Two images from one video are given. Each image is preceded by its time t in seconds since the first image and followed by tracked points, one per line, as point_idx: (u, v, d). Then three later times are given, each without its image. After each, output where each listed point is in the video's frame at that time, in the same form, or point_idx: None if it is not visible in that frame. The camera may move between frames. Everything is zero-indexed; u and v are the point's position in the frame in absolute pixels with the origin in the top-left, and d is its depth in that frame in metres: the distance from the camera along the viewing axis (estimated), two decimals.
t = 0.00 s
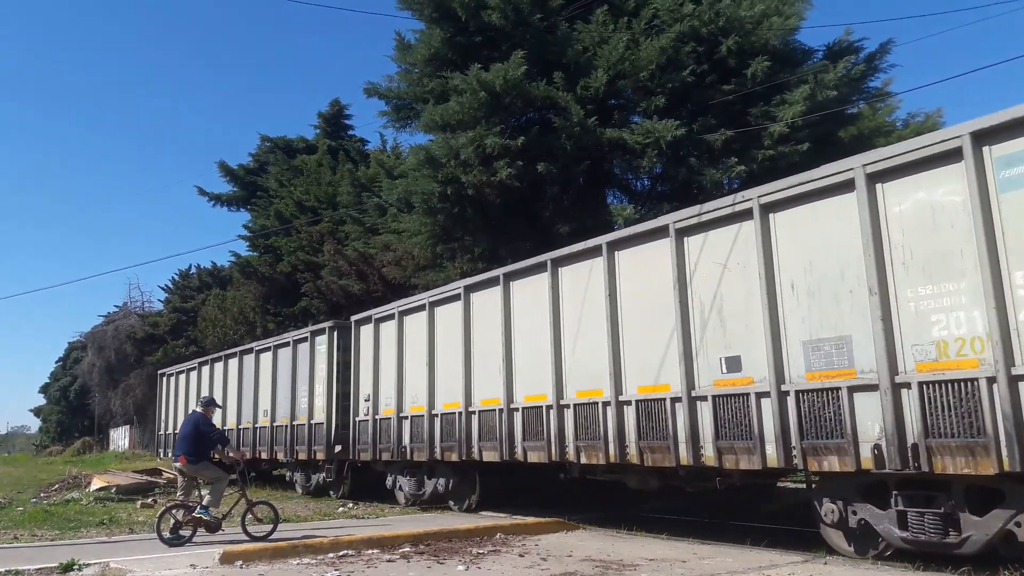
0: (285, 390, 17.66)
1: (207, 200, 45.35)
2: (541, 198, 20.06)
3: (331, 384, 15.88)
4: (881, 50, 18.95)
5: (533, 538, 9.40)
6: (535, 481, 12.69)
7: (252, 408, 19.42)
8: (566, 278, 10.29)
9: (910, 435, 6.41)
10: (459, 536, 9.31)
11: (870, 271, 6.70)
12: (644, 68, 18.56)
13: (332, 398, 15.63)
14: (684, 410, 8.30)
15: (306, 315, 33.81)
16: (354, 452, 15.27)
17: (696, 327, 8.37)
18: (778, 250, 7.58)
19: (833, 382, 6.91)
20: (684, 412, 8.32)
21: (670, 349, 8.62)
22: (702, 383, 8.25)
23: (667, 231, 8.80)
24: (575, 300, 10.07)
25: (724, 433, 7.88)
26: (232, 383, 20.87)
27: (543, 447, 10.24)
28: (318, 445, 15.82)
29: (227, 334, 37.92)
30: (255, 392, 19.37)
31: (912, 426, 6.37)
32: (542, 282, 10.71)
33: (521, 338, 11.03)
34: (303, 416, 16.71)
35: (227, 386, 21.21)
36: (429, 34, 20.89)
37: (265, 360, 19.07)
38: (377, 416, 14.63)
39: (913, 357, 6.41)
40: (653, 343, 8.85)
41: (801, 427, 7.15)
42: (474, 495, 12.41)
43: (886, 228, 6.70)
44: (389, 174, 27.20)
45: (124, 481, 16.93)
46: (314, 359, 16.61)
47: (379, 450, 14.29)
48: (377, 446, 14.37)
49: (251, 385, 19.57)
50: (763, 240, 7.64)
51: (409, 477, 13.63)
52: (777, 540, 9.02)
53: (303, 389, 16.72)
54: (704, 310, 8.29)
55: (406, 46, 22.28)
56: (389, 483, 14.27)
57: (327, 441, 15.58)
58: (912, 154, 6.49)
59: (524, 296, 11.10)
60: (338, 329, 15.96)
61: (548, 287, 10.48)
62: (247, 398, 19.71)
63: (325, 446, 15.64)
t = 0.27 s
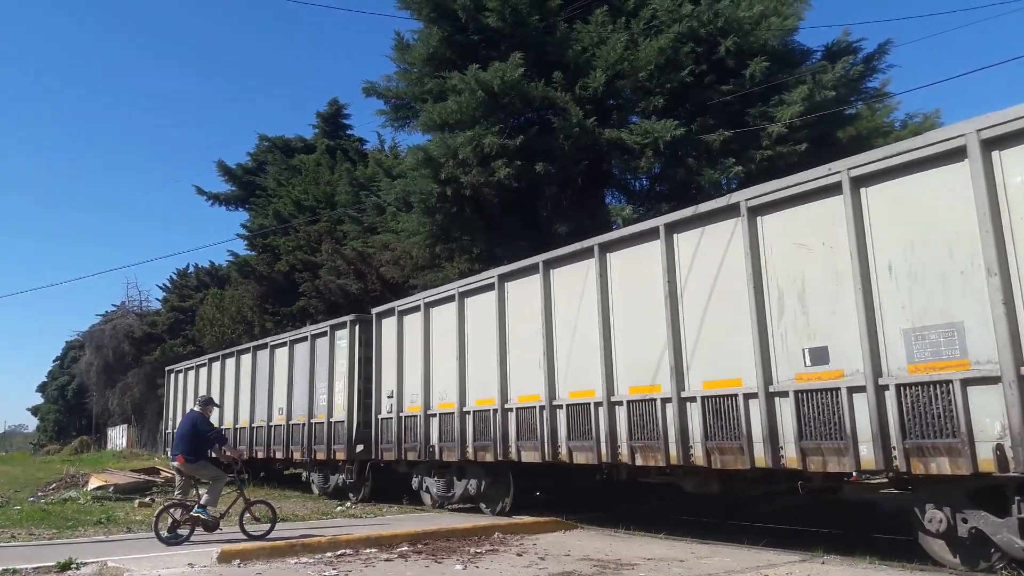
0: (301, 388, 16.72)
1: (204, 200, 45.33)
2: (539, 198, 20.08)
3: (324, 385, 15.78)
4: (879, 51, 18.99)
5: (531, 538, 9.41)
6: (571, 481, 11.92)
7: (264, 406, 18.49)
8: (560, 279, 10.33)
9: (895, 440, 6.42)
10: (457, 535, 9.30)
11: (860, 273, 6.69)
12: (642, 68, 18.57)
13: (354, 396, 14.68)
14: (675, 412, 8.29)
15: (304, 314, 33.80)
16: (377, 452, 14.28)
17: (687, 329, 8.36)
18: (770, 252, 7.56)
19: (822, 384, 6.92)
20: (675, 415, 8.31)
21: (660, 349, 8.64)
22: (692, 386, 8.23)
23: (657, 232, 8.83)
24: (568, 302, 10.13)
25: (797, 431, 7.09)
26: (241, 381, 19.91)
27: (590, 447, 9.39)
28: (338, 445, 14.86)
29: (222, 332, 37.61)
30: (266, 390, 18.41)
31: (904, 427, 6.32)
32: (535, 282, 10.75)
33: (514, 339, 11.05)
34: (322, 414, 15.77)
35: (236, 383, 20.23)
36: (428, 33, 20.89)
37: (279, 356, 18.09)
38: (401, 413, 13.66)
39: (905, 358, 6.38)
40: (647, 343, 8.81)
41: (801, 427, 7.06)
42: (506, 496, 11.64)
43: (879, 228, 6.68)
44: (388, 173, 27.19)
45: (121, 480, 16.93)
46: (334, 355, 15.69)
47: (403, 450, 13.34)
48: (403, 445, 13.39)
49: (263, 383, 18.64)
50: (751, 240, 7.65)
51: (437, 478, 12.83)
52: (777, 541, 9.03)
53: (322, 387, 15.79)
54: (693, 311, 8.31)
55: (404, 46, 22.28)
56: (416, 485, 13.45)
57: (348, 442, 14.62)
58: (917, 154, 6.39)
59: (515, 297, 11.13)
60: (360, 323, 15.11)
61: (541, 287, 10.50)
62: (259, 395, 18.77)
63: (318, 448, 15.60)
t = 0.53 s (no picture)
0: (321, 385, 15.91)
1: (204, 198, 45.30)
2: (538, 197, 20.09)
3: (322, 385, 15.86)
4: (878, 50, 18.99)
5: (530, 536, 9.42)
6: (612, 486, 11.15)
7: (280, 403, 17.71)
8: (557, 280, 10.38)
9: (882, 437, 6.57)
10: (456, 535, 9.31)
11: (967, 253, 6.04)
12: (642, 67, 18.57)
13: (379, 392, 13.92)
14: (667, 409, 8.44)
15: (303, 313, 33.77)
16: (405, 451, 13.52)
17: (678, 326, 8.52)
18: (781, 245, 7.51)
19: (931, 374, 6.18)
20: (671, 413, 8.43)
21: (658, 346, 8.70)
22: (683, 384, 8.40)
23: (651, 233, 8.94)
24: (566, 303, 10.15)
25: (901, 428, 6.35)
26: (254, 377, 19.14)
27: (652, 448, 8.61)
28: (363, 443, 14.08)
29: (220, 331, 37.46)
30: (281, 387, 17.62)
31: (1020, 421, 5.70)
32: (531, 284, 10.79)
33: (515, 339, 11.00)
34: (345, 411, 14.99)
35: (250, 379, 19.46)
36: (427, 31, 20.87)
37: (297, 350, 17.32)
38: (431, 410, 12.80)
39: (891, 357, 6.52)
40: (641, 341, 8.96)
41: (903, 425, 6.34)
42: (547, 500, 10.80)
43: (994, 200, 5.98)
44: (387, 172, 27.17)
45: (121, 479, 16.92)
46: (357, 349, 14.92)
47: (434, 448, 12.54)
48: (433, 443, 12.58)
49: (279, 378, 17.87)
50: (841, 218, 6.91)
51: (471, 479, 12.00)
52: (773, 540, 8.97)
53: (345, 381, 15.02)
54: (693, 308, 8.34)
55: (403, 44, 22.26)
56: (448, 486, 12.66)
57: (374, 440, 13.83)
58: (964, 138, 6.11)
59: (512, 299, 11.21)
60: (384, 316, 14.32)
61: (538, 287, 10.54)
62: (275, 392, 17.97)
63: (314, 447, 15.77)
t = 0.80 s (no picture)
0: (343, 382, 15.03)
1: (204, 199, 45.31)
2: (537, 198, 20.11)
3: (321, 385, 15.84)
4: (878, 51, 19.01)
5: (530, 537, 9.43)
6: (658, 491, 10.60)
7: (297, 402, 16.81)
8: (551, 285, 10.50)
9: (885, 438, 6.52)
10: (456, 535, 9.32)
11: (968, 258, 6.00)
12: (641, 68, 18.60)
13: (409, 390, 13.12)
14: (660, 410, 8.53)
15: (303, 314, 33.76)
16: (436, 452, 12.67)
17: (633, 333, 9.13)
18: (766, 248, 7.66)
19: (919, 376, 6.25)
20: (661, 415, 8.55)
21: (629, 351, 9.12)
22: (609, 392, 9.35)
23: (643, 236, 9.05)
24: (560, 306, 10.28)
25: (890, 429, 6.38)
26: (267, 374, 18.24)
27: (724, 449, 7.76)
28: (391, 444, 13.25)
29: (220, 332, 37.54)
30: (299, 385, 16.73)
31: (1012, 423, 5.73)
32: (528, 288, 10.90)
33: (514, 343, 11.08)
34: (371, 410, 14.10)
35: (261, 377, 18.60)
36: (427, 32, 20.89)
37: (316, 347, 16.42)
38: (464, 409, 12.03)
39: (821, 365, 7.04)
40: (629, 340, 9.12)
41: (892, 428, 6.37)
42: (595, 506, 10.05)
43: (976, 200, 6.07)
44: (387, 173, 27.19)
45: (121, 479, 16.92)
46: (383, 344, 14.05)
47: (468, 449, 11.72)
48: (467, 444, 11.76)
49: (296, 376, 16.97)
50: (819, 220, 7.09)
51: (509, 482, 11.16)
52: (772, 541, 9.00)
53: (371, 379, 14.15)
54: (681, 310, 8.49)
55: (403, 45, 22.27)
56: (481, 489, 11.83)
57: (402, 441, 13.01)
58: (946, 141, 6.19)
59: (509, 304, 11.31)
60: (412, 310, 13.53)
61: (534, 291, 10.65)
62: (292, 391, 17.08)
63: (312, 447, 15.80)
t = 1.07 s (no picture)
0: (367, 377, 14.55)
1: (203, 197, 45.27)
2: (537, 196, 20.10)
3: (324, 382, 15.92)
4: (878, 50, 19.00)
5: (529, 536, 9.40)
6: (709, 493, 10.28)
7: (315, 399, 16.29)
8: (601, 270, 9.84)
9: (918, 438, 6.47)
10: (454, 534, 9.30)
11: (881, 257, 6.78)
12: (641, 67, 18.62)
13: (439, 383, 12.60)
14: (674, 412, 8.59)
15: (302, 312, 33.71)
16: (470, 451, 12.05)
17: (629, 331, 9.36)
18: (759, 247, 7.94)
19: (907, 376, 6.48)
20: (734, 409, 7.89)
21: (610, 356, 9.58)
22: (671, 385, 8.76)
23: (710, 215, 8.43)
24: (612, 293, 9.63)
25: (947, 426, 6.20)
26: (280, 370, 17.78)
27: (813, 447, 7.12)
28: (421, 441, 12.71)
29: (219, 331, 37.57)
30: (317, 381, 16.25)
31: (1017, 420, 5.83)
32: (575, 274, 10.25)
33: (558, 333, 10.43)
34: (397, 405, 13.60)
35: (275, 372, 18.10)
36: (427, 31, 20.87)
37: (336, 341, 15.96)
38: (501, 406, 11.34)
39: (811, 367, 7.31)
40: (628, 341, 9.33)
41: (878, 424, 6.63)
42: (650, 510, 9.45)
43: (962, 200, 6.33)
44: (386, 171, 27.15)
45: (119, 478, 16.89)
46: (410, 335, 13.61)
47: (506, 447, 11.06)
48: (506, 440, 11.09)
49: (314, 371, 16.50)
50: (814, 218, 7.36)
51: (552, 483, 10.46)
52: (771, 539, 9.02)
53: (398, 372, 13.67)
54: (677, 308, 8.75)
55: (403, 44, 22.24)
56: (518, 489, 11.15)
57: (433, 438, 12.48)
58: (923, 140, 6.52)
59: (551, 292, 10.66)
60: (441, 300, 13.03)
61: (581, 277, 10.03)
62: (309, 387, 16.59)
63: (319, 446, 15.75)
